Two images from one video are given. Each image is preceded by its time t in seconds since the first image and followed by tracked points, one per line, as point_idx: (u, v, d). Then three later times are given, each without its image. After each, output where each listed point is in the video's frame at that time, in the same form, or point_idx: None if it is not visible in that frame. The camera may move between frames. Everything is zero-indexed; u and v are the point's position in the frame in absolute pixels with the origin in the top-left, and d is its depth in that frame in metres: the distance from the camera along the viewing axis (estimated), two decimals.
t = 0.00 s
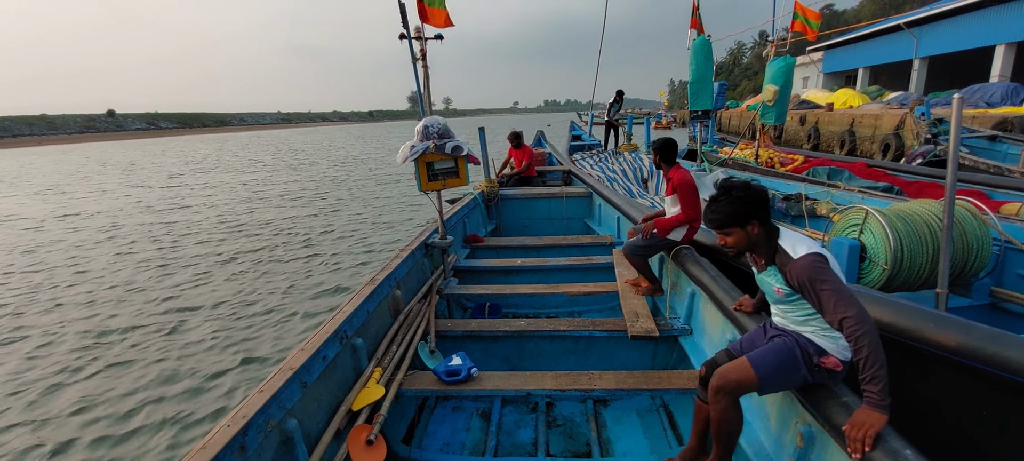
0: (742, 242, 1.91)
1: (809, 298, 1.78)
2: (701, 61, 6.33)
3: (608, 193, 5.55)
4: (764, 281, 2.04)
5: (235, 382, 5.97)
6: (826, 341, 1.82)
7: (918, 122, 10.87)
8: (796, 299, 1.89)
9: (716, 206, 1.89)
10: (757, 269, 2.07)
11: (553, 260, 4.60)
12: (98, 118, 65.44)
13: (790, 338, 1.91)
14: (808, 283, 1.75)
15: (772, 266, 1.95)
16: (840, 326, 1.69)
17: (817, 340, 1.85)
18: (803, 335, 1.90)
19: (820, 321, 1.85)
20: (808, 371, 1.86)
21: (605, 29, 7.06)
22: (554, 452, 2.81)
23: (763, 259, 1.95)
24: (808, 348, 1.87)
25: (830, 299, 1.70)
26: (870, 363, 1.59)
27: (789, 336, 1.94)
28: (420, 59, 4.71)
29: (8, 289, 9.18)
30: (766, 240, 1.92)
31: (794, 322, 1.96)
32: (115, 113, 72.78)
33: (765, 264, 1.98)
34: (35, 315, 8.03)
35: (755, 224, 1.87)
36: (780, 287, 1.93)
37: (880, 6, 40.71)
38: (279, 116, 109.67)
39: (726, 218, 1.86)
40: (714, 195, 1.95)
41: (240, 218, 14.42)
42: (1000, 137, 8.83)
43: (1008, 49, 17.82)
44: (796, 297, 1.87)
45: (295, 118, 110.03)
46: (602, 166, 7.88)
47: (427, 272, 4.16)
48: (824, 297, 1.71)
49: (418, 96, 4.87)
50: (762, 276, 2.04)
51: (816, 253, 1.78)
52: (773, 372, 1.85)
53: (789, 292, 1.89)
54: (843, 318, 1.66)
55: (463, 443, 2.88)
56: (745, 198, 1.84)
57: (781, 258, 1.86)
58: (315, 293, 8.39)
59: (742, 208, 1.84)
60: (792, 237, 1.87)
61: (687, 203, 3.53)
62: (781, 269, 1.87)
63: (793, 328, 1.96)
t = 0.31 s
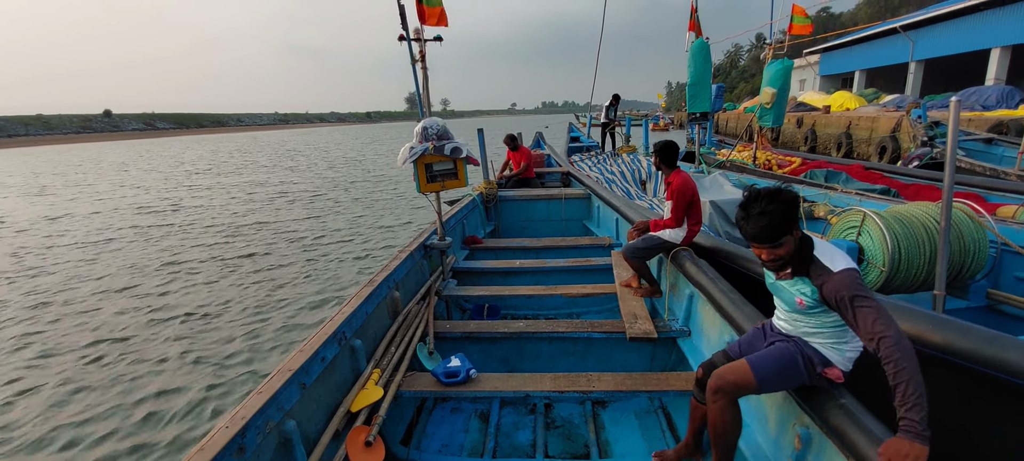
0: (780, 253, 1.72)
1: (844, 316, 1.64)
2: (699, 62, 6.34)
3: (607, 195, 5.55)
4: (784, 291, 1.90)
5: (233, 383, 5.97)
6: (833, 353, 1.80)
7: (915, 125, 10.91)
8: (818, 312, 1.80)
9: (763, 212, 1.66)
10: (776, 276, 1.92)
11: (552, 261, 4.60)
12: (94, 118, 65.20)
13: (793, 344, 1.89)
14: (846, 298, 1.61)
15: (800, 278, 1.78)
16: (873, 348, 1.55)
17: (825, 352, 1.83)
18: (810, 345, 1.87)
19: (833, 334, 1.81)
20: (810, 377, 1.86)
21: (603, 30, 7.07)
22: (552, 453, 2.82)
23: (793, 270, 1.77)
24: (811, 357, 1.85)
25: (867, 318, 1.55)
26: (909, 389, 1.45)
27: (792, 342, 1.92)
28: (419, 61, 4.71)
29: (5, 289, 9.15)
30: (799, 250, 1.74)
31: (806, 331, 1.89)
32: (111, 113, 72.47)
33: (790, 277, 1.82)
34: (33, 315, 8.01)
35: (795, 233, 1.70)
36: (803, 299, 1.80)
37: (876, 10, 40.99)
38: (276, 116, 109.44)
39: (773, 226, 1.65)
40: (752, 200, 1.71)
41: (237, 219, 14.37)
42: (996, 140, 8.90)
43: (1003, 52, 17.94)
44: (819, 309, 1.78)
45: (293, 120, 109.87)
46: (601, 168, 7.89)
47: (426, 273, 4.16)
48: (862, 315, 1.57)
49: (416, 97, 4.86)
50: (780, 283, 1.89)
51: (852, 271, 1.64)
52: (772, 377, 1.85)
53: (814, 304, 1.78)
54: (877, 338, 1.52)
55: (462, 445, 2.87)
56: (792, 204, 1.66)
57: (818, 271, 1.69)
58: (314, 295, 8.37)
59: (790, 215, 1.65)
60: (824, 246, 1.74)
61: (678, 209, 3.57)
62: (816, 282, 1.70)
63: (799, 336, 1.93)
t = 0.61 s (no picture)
0: (768, 255, 1.69)
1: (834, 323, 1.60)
2: (698, 64, 6.37)
3: (605, 196, 5.57)
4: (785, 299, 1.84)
5: (231, 382, 5.96)
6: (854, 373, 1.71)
7: (912, 128, 10.97)
8: (820, 319, 1.75)
9: (750, 213, 1.65)
10: (776, 285, 1.87)
11: (550, 262, 4.60)
12: (91, 117, 64.95)
13: (811, 363, 1.82)
14: (837, 305, 1.56)
15: (795, 282, 1.73)
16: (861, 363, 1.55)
17: (842, 367, 1.74)
18: (826, 359, 1.79)
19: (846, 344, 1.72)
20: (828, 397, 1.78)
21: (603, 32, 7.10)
22: (550, 454, 2.82)
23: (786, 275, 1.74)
24: (830, 377, 1.78)
25: (852, 332, 1.54)
26: (894, 406, 1.47)
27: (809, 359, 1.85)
28: (420, 61, 4.72)
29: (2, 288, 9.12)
30: (789, 252, 1.71)
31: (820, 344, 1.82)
32: (108, 112, 72.19)
33: (787, 282, 1.78)
34: (29, 314, 7.98)
35: (784, 235, 1.68)
36: (804, 306, 1.76)
37: (873, 13, 41.18)
38: (274, 117, 109.19)
39: (759, 228, 1.63)
40: (739, 202, 1.70)
41: (234, 219, 14.34)
42: (992, 143, 8.95)
43: (999, 56, 18.06)
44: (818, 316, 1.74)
45: (291, 120, 109.71)
46: (600, 169, 7.91)
47: (425, 273, 4.17)
48: (849, 325, 1.54)
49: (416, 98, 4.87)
50: (780, 291, 1.85)
51: (846, 273, 1.58)
52: (790, 407, 1.79)
53: (814, 311, 1.74)
54: (862, 354, 1.52)
55: (460, 445, 2.88)
56: (777, 204, 1.65)
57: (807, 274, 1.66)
58: (312, 295, 8.36)
59: (776, 215, 1.63)
60: (815, 247, 1.70)
61: (674, 209, 3.58)
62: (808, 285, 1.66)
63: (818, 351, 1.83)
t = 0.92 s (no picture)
0: (787, 266, 1.60)
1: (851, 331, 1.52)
2: (698, 66, 6.39)
3: (606, 197, 5.58)
4: (802, 316, 1.73)
5: (231, 382, 5.98)
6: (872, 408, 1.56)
7: (911, 129, 11.00)
8: (840, 335, 1.60)
9: (766, 220, 1.58)
10: (792, 300, 1.77)
11: (551, 263, 4.60)
12: (90, 118, 64.93)
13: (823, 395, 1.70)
14: (860, 314, 1.47)
15: (812, 293, 1.64)
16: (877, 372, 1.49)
17: (857, 399, 1.60)
18: (839, 389, 1.67)
19: (862, 370, 1.58)
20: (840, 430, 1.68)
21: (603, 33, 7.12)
22: (550, 454, 2.83)
23: (802, 286, 1.65)
24: (840, 411, 1.66)
25: (872, 344, 1.46)
26: (907, 414, 1.44)
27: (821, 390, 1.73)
28: (421, 63, 4.74)
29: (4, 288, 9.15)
30: (808, 263, 1.62)
31: (835, 371, 1.69)
32: (107, 113, 72.14)
33: (803, 294, 1.68)
34: (28, 315, 7.97)
35: (803, 244, 1.59)
36: (821, 319, 1.63)
37: (871, 15, 41.33)
38: (274, 117, 109.18)
39: (777, 235, 1.55)
40: (755, 208, 1.63)
41: (234, 220, 14.34)
42: (991, 144, 8.98)
43: (997, 57, 18.13)
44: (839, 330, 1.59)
45: (290, 120, 109.73)
46: (600, 170, 7.92)
47: (425, 274, 4.17)
48: (869, 337, 1.46)
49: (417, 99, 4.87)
50: (797, 309, 1.74)
51: (870, 282, 1.48)
52: (792, 439, 1.73)
53: (834, 324, 1.60)
54: (884, 364, 1.46)
55: (460, 445, 2.89)
56: (796, 211, 1.57)
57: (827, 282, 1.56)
58: (312, 295, 8.36)
59: (794, 222, 1.55)
60: (837, 258, 1.60)
61: (674, 210, 3.58)
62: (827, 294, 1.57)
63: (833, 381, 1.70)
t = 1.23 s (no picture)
0: (824, 256, 1.54)
1: (877, 324, 1.49)
2: (696, 66, 6.40)
3: (605, 197, 5.58)
4: (817, 307, 1.69)
5: (229, 384, 5.95)
6: (870, 409, 1.57)
7: (908, 128, 11.03)
8: (858, 330, 1.57)
9: (814, 205, 1.50)
10: (812, 290, 1.73)
11: (550, 263, 4.60)
12: (87, 119, 64.71)
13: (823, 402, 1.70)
14: (893, 307, 1.42)
15: (840, 283, 1.58)
16: (899, 367, 1.45)
17: (857, 404, 1.61)
18: (838, 394, 1.67)
19: (865, 373, 1.58)
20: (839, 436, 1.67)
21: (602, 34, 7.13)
22: (550, 455, 2.82)
23: (832, 277, 1.59)
24: (840, 417, 1.66)
25: (900, 337, 1.43)
26: (918, 413, 1.42)
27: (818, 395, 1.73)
28: (419, 63, 4.73)
29: (2, 290, 9.14)
30: (846, 254, 1.55)
31: (834, 374, 1.68)
32: (103, 114, 71.84)
33: (828, 285, 1.63)
34: (25, 317, 7.93)
35: (846, 234, 1.52)
36: (842, 311, 1.58)
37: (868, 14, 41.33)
38: (271, 118, 108.82)
39: (823, 222, 1.49)
40: (803, 190, 1.55)
41: (231, 221, 14.29)
42: (988, 143, 9.02)
43: (993, 57, 18.20)
44: (858, 326, 1.56)
45: (287, 121, 109.55)
46: (598, 170, 7.93)
47: (424, 274, 4.17)
48: (897, 330, 1.43)
49: (415, 100, 4.87)
50: (814, 300, 1.70)
51: (910, 277, 1.44)
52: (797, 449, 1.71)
53: (854, 318, 1.55)
54: (906, 357, 1.43)
55: (459, 446, 2.88)
56: (850, 201, 1.49)
57: (860, 273, 1.52)
58: (311, 296, 8.35)
59: (846, 212, 1.48)
60: (874, 253, 1.56)
61: (672, 211, 3.58)
62: (859, 286, 1.51)
63: (832, 385, 1.69)
